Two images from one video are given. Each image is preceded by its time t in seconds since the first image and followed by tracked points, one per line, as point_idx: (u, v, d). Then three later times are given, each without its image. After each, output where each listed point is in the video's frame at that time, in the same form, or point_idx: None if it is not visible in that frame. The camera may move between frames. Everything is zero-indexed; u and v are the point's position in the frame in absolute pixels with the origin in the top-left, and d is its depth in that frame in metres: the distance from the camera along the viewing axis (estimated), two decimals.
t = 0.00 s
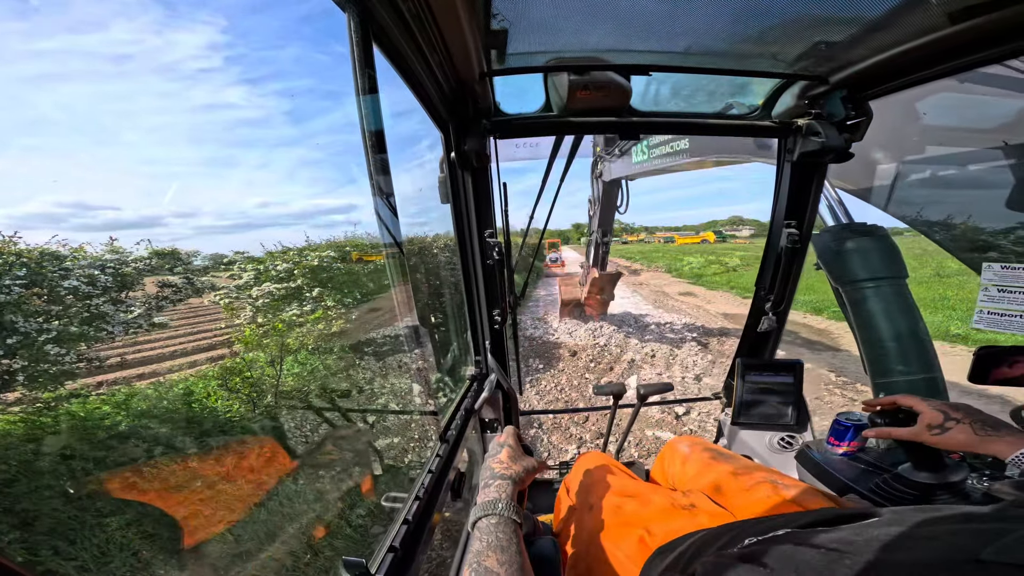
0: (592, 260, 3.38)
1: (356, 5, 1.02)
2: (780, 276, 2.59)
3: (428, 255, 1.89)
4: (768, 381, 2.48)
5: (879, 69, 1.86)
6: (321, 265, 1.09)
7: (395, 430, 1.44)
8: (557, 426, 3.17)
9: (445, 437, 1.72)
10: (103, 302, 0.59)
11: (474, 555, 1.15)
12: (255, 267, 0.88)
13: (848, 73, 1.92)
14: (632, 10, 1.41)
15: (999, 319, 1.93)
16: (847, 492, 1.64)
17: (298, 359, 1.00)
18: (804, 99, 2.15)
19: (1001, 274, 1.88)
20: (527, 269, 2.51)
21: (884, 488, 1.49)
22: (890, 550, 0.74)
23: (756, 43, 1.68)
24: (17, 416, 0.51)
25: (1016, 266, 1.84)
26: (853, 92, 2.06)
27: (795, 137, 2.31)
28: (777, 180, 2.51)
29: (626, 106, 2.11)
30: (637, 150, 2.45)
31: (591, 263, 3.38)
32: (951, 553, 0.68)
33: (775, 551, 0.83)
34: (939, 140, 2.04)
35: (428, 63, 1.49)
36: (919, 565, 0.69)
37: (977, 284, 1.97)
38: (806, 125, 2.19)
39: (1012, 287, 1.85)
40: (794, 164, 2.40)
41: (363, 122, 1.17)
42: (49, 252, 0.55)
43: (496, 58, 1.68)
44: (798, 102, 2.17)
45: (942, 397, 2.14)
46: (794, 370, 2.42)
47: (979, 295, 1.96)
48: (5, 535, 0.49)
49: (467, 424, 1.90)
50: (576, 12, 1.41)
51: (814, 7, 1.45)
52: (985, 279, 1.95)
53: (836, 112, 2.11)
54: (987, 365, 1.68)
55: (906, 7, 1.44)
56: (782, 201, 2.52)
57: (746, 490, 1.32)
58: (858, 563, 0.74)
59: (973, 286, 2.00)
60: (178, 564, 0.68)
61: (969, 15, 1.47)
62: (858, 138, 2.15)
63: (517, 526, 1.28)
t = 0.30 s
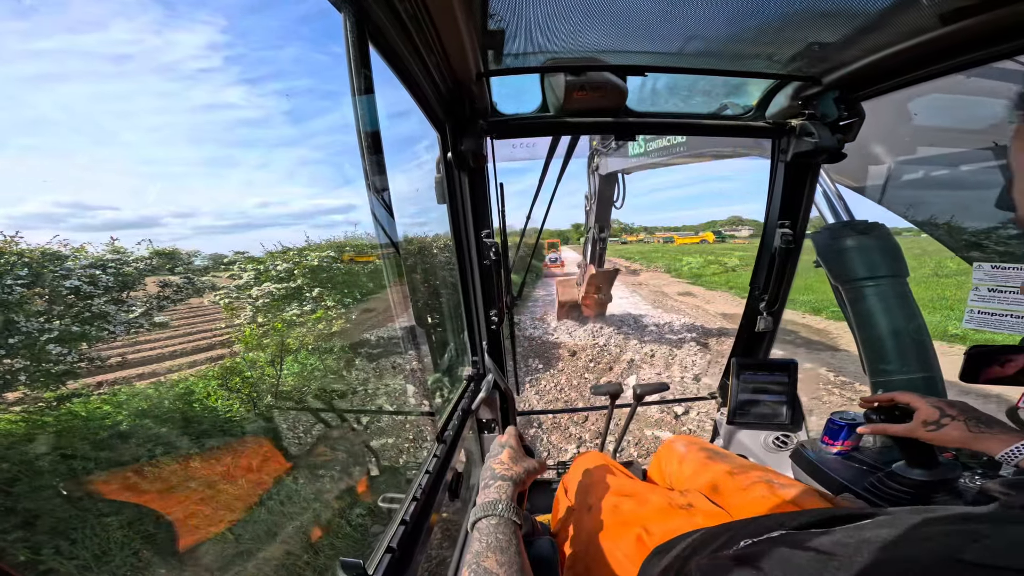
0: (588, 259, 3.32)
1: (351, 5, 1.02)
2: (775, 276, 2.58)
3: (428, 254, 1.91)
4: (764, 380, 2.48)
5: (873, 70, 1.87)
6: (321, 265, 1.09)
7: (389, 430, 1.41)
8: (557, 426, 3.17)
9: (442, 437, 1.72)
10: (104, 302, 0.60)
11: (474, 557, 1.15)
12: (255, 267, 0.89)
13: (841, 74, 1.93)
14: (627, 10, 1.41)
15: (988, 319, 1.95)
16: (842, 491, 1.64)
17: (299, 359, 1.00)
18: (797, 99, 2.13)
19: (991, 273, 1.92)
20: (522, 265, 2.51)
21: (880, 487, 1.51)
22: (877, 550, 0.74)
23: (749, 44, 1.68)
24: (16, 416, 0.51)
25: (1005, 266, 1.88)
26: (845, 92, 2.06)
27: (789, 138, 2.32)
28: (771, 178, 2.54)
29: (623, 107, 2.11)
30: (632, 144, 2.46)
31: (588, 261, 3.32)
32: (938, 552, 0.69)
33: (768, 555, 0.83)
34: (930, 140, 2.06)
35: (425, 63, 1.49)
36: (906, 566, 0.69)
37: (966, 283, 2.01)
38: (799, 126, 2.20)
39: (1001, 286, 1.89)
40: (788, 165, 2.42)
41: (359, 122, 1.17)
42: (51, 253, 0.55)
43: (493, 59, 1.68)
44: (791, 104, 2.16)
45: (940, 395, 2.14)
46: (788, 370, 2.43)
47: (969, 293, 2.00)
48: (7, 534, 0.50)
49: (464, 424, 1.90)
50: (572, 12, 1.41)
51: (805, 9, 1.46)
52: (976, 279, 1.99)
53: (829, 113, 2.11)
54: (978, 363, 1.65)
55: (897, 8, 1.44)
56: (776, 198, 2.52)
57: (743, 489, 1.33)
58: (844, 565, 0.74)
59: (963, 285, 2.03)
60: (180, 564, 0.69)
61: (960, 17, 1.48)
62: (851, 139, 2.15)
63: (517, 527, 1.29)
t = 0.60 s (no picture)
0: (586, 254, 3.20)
1: (349, 5, 1.02)
2: (770, 276, 2.67)
3: (428, 254, 1.93)
4: (758, 381, 2.48)
5: (868, 71, 1.87)
6: (321, 265, 1.10)
7: (384, 430, 1.39)
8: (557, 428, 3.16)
9: (439, 437, 1.72)
10: (105, 301, 0.60)
11: (474, 554, 1.15)
12: (255, 267, 0.89)
13: (835, 75, 1.93)
14: (624, 11, 1.42)
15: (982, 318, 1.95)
16: (838, 490, 1.65)
17: (300, 358, 1.01)
18: (792, 100, 2.14)
19: (982, 273, 1.91)
20: (520, 263, 2.53)
21: (872, 486, 1.51)
22: (863, 550, 0.75)
23: (743, 45, 1.69)
24: (16, 416, 0.51)
25: (996, 266, 1.87)
26: (841, 93, 2.06)
27: (784, 139, 2.33)
28: (767, 180, 2.55)
29: (620, 107, 2.11)
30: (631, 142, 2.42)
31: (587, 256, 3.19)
32: (923, 552, 0.69)
33: (769, 551, 0.82)
34: (924, 141, 2.07)
35: (422, 64, 1.50)
36: (892, 565, 0.70)
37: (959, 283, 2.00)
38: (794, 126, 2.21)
39: (992, 287, 1.88)
40: (782, 166, 2.45)
41: (356, 122, 1.17)
42: (53, 252, 0.55)
43: (490, 59, 1.68)
44: (786, 104, 2.18)
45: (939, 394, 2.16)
46: (783, 369, 2.44)
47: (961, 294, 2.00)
48: (11, 533, 0.50)
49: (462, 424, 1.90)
50: (570, 12, 1.40)
51: (797, 10, 1.46)
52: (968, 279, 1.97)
53: (823, 113, 2.12)
54: (969, 365, 1.58)
55: (890, 9, 1.45)
56: (771, 201, 2.58)
57: (739, 487, 1.34)
58: (840, 566, 0.74)
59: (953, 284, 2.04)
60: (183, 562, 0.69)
61: (952, 18, 1.48)
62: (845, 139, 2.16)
63: (516, 525, 1.29)
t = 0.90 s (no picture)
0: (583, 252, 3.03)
1: (345, 6, 1.03)
2: (766, 275, 2.65)
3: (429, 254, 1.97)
4: (754, 381, 2.48)
5: (863, 71, 1.88)
6: (322, 265, 1.10)
7: (380, 431, 1.39)
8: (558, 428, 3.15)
9: (438, 438, 1.72)
10: (106, 302, 0.60)
11: (471, 556, 1.16)
12: (255, 267, 0.89)
13: (831, 76, 1.94)
14: (622, 12, 1.42)
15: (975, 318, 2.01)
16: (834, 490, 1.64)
17: (301, 357, 1.01)
18: (789, 100, 2.14)
19: (977, 274, 1.97)
20: (519, 264, 2.54)
21: (866, 485, 1.53)
22: (855, 551, 0.75)
23: (739, 46, 1.69)
24: (17, 417, 0.51)
25: (991, 266, 1.93)
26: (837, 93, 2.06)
27: (780, 139, 2.32)
28: (762, 180, 2.54)
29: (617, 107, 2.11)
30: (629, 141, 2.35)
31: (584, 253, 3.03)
32: (916, 552, 0.69)
33: (762, 551, 0.83)
34: (918, 142, 2.09)
35: (420, 65, 1.50)
36: (879, 565, 0.71)
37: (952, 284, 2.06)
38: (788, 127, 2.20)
39: (986, 287, 1.95)
40: (779, 166, 2.43)
41: (353, 122, 1.18)
42: (55, 253, 0.55)
43: (489, 60, 1.69)
44: (782, 105, 2.18)
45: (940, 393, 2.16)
46: (779, 369, 2.43)
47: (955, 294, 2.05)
48: (11, 532, 0.50)
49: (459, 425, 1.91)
50: (568, 12, 1.40)
51: (791, 11, 1.46)
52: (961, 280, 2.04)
53: (818, 115, 2.12)
54: (963, 364, 1.59)
55: (883, 11, 1.45)
56: (767, 200, 2.54)
57: (734, 487, 1.34)
58: (836, 567, 0.74)
59: (952, 285, 2.06)
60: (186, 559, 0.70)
61: (947, 19, 1.49)
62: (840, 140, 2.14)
63: (513, 525, 1.30)
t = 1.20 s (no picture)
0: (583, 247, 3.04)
1: (344, 6, 1.03)
2: (763, 275, 2.68)
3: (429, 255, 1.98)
4: (752, 381, 2.51)
5: (859, 72, 1.88)
6: (322, 265, 1.11)
7: (378, 432, 1.38)
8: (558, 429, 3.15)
9: (435, 439, 1.71)
10: (109, 302, 0.61)
11: (470, 556, 1.16)
12: (257, 267, 0.90)
13: (828, 77, 1.95)
14: (620, 12, 1.42)
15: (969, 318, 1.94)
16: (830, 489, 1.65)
17: (303, 356, 1.02)
18: (785, 101, 2.17)
19: (970, 274, 1.89)
20: (518, 263, 2.55)
21: (865, 484, 1.53)
22: (855, 550, 0.75)
23: (735, 47, 1.70)
24: (18, 416, 0.51)
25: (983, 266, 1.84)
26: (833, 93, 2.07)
27: (775, 139, 2.33)
28: (759, 181, 2.59)
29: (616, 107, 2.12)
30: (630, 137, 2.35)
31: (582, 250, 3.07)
32: (915, 552, 0.69)
33: (756, 549, 0.83)
34: (912, 142, 2.06)
35: (417, 65, 1.51)
36: (871, 564, 0.71)
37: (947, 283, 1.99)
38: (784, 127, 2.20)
39: (979, 287, 1.87)
40: (774, 167, 2.48)
41: (350, 122, 1.18)
42: (59, 252, 0.56)
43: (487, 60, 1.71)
44: (778, 105, 2.20)
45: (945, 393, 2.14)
46: (777, 369, 2.46)
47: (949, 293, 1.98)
48: (15, 530, 0.50)
49: (458, 424, 1.90)
50: (567, 13, 1.41)
51: (787, 11, 1.47)
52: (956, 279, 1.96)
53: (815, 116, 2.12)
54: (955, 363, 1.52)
55: (879, 12, 1.46)
56: (763, 201, 2.59)
57: (732, 486, 1.35)
58: (837, 566, 0.74)
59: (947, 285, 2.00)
60: (185, 560, 0.70)
61: (943, 19, 1.49)
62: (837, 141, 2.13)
63: (511, 525, 1.31)
